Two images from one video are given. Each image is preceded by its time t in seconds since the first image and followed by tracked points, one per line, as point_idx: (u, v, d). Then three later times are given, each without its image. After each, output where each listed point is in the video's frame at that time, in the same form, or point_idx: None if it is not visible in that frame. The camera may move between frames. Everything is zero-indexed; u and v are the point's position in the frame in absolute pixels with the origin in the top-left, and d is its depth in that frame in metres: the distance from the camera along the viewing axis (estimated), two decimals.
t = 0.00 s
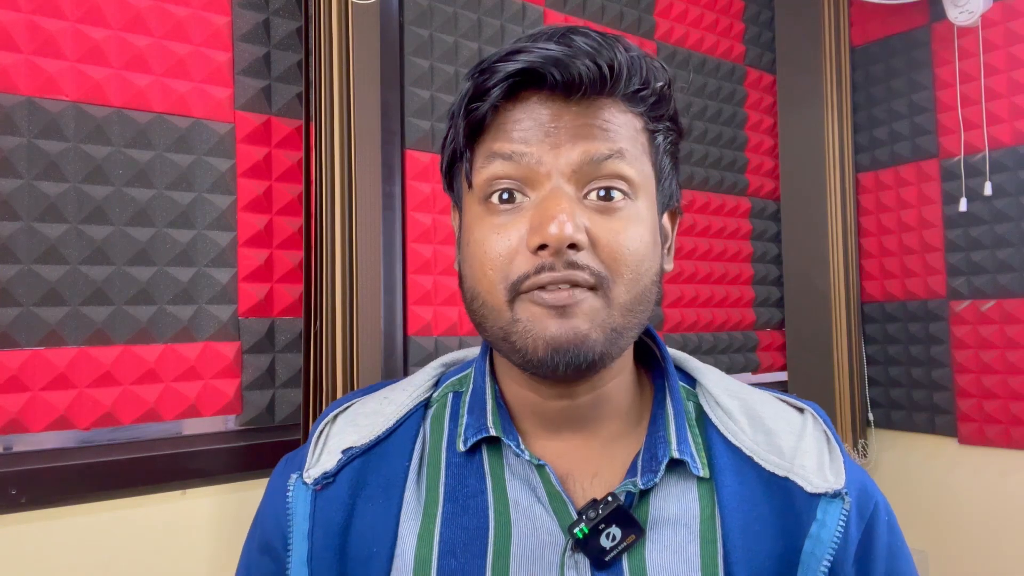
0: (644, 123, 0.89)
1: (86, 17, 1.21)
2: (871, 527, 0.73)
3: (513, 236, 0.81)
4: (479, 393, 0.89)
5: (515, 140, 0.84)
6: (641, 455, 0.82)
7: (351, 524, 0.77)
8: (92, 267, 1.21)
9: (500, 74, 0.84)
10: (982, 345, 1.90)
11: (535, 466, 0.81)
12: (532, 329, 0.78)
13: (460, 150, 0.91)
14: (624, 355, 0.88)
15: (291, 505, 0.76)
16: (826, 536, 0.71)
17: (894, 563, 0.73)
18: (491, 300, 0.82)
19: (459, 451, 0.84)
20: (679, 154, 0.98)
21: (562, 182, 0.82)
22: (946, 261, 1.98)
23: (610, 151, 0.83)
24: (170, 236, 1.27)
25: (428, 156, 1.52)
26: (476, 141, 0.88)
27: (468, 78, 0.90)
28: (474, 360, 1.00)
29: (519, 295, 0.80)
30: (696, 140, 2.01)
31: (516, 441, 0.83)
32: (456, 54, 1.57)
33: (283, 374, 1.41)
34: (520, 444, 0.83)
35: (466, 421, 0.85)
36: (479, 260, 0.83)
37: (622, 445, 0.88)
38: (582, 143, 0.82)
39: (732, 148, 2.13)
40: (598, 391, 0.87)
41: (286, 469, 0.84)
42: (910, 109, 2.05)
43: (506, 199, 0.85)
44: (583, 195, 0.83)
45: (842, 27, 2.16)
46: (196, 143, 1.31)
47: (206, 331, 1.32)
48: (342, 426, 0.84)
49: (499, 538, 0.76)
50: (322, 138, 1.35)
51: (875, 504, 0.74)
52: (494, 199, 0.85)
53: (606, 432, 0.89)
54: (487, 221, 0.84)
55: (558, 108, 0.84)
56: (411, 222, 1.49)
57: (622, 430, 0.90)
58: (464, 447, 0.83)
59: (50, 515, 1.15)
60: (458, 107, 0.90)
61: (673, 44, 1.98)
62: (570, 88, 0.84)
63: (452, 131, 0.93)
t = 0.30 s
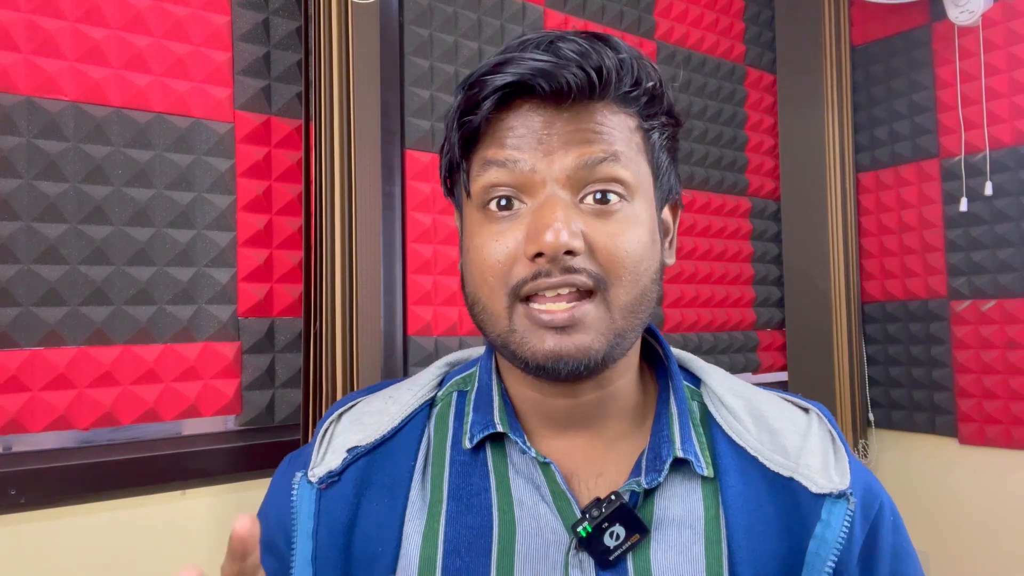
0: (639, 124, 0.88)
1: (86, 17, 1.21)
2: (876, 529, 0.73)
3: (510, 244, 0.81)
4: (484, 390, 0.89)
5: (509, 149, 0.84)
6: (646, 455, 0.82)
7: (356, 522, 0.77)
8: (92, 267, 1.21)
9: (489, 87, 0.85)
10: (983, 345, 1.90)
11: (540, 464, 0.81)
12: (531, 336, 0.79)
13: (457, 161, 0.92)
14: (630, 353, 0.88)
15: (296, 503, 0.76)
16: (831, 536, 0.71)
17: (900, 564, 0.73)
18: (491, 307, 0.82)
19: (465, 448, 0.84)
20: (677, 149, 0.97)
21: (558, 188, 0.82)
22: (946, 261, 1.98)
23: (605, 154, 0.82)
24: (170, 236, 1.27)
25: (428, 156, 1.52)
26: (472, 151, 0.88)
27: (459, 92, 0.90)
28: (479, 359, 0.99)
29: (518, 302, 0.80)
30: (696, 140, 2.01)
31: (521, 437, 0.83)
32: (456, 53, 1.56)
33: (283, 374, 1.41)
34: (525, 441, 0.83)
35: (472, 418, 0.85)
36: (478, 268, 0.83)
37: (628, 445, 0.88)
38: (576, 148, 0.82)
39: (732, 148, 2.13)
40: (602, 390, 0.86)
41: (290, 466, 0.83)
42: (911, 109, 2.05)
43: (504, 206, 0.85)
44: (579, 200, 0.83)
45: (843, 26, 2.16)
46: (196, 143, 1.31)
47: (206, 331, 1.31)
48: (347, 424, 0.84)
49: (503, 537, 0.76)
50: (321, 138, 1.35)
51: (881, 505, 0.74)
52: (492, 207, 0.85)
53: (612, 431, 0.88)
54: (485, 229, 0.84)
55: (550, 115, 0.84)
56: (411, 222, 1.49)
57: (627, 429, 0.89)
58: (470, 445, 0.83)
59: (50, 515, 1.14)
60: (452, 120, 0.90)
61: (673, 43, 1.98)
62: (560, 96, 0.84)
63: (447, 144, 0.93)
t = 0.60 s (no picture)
0: (639, 125, 0.87)
1: (86, 17, 1.20)
2: (877, 531, 0.73)
3: (510, 247, 0.81)
4: (487, 389, 0.89)
5: (509, 151, 0.83)
6: (648, 454, 0.82)
7: (357, 520, 0.77)
8: (91, 267, 1.20)
9: (488, 89, 0.84)
10: (984, 345, 1.89)
11: (541, 463, 0.81)
12: (530, 338, 0.79)
13: (458, 162, 0.92)
14: (631, 353, 0.87)
15: (297, 501, 0.76)
16: (832, 537, 0.71)
17: (900, 567, 0.72)
18: (490, 307, 0.82)
19: (467, 446, 0.84)
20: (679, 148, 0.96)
21: (557, 191, 0.82)
22: (948, 261, 1.97)
23: (604, 156, 0.82)
24: (169, 236, 1.27)
25: (428, 156, 1.52)
26: (472, 153, 0.88)
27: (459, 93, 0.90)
28: (482, 357, 0.99)
29: (517, 304, 0.80)
30: (696, 140, 2.01)
31: (524, 436, 0.83)
32: (456, 53, 1.56)
33: (282, 374, 1.40)
34: (528, 439, 0.83)
35: (474, 417, 0.85)
36: (479, 269, 0.83)
37: (631, 445, 0.88)
38: (576, 150, 0.82)
39: (733, 148, 2.12)
40: (603, 390, 0.86)
41: (293, 463, 0.83)
42: (911, 108, 2.05)
43: (504, 208, 0.85)
44: (579, 202, 0.82)
45: (843, 26, 2.15)
46: (195, 142, 1.31)
47: (205, 331, 1.31)
48: (349, 422, 0.84)
49: (504, 535, 0.76)
50: (321, 138, 1.35)
51: (882, 508, 0.73)
52: (492, 209, 0.85)
53: (614, 430, 0.88)
54: (485, 231, 0.84)
55: (549, 116, 0.83)
56: (411, 222, 1.48)
57: (630, 429, 0.89)
58: (472, 443, 0.83)
59: (48, 515, 1.14)
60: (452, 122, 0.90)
61: (673, 43, 1.98)
62: (558, 99, 0.83)
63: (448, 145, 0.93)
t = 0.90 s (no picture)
0: (632, 124, 0.87)
1: (84, 16, 1.20)
2: (878, 524, 0.72)
3: (503, 248, 0.80)
4: (488, 387, 0.88)
5: (502, 153, 0.83)
6: (649, 454, 0.82)
7: (359, 517, 0.77)
8: (89, 268, 1.20)
9: (479, 92, 0.84)
10: (985, 345, 1.89)
11: (543, 461, 0.80)
12: (523, 339, 0.78)
13: (453, 166, 0.92)
14: (631, 352, 0.87)
15: (299, 495, 0.75)
16: (833, 531, 0.70)
17: (902, 561, 0.72)
18: (485, 309, 0.82)
19: (469, 444, 0.83)
20: (675, 147, 0.96)
21: (550, 191, 0.81)
22: (949, 261, 1.97)
23: (597, 156, 0.81)
24: (168, 236, 1.27)
25: (428, 155, 1.51)
26: (466, 156, 0.88)
27: (452, 96, 0.90)
28: (483, 353, 0.99)
29: (512, 304, 0.80)
30: (697, 139, 2.01)
31: (525, 434, 0.82)
32: (456, 52, 1.56)
33: (282, 374, 1.40)
34: (529, 437, 0.82)
35: (475, 415, 0.85)
36: (473, 271, 0.83)
37: (632, 444, 0.88)
38: (568, 150, 0.81)
39: (733, 147, 2.12)
40: (605, 388, 0.85)
41: (295, 455, 0.83)
42: (913, 108, 2.04)
43: (499, 209, 0.84)
44: (572, 202, 0.82)
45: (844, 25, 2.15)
46: (194, 142, 1.30)
47: (205, 331, 1.31)
48: (351, 417, 0.84)
49: (506, 534, 0.75)
50: (321, 137, 1.34)
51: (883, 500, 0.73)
52: (487, 210, 0.85)
53: (615, 429, 0.88)
54: (480, 232, 0.84)
55: (541, 118, 0.83)
56: (411, 222, 1.48)
57: (631, 428, 0.89)
58: (473, 441, 0.83)
59: (47, 516, 1.14)
60: (446, 125, 0.90)
61: (674, 42, 1.97)
62: (550, 100, 0.83)
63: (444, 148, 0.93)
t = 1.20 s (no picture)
0: (636, 119, 0.87)
1: (83, 15, 1.20)
2: (880, 534, 0.72)
3: (509, 244, 0.80)
4: (489, 387, 0.88)
5: (507, 148, 0.83)
6: (650, 456, 0.81)
7: (359, 521, 0.76)
8: (88, 268, 1.20)
9: (484, 87, 0.84)
10: (986, 345, 1.89)
11: (543, 463, 0.80)
12: (530, 334, 0.78)
13: (457, 163, 0.91)
14: (635, 351, 0.86)
15: (298, 502, 0.76)
16: (836, 539, 0.70)
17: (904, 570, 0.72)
18: (491, 305, 0.81)
19: (469, 445, 0.83)
20: (678, 145, 0.96)
21: (555, 187, 0.81)
22: (950, 261, 1.97)
23: (602, 152, 0.81)
24: (167, 236, 1.26)
25: (428, 155, 1.51)
26: (471, 152, 0.88)
27: (456, 92, 0.90)
28: (483, 356, 0.98)
29: (518, 299, 0.79)
30: (698, 139, 2.00)
31: (526, 434, 0.82)
32: (456, 52, 1.55)
33: (281, 374, 1.39)
34: (530, 438, 0.82)
35: (476, 416, 0.84)
36: (479, 268, 0.83)
37: (633, 446, 0.87)
38: (573, 146, 0.81)
39: (734, 147, 2.12)
40: (608, 388, 0.85)
41: (293, 462, 0.83)
42: (914, 107, 2.04)
43: (504, 205, 0.84)
44: (577, 198, 0.81)
45: (845, 24, 2.14)
46: (193, 142, 1.30)
47: (204, 331, 1.30)
48: (350, 422, 0.83)
49: (505, 536, 0.75)
50: (320, 137, 1.34)
51: (886, 510, 0.73)
52: (492, 206, 0.85)
53: (615, 432, 0.87)
54: (486, 228, 0.84)
55: (547, 114, 0.83)
56: (411, 222, 1.47)
57: (631, 430, 0.88)
58: (474, 442, 0.82)
59: (45, 517, 1.13)
60: (451, 121, 0.90)
61: (675, 41, 1.97)
62: (555, 96, 0.83)
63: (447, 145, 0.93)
